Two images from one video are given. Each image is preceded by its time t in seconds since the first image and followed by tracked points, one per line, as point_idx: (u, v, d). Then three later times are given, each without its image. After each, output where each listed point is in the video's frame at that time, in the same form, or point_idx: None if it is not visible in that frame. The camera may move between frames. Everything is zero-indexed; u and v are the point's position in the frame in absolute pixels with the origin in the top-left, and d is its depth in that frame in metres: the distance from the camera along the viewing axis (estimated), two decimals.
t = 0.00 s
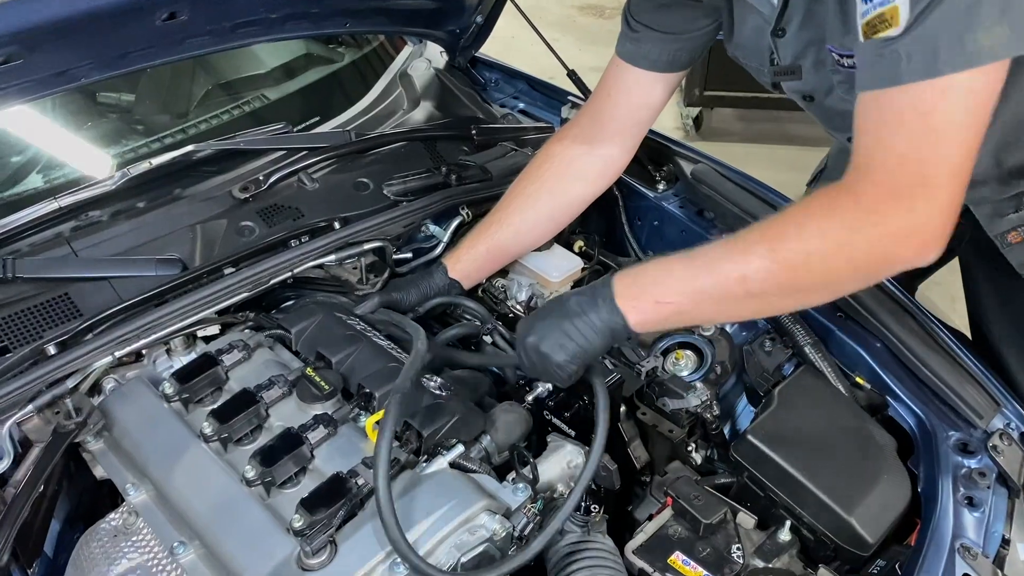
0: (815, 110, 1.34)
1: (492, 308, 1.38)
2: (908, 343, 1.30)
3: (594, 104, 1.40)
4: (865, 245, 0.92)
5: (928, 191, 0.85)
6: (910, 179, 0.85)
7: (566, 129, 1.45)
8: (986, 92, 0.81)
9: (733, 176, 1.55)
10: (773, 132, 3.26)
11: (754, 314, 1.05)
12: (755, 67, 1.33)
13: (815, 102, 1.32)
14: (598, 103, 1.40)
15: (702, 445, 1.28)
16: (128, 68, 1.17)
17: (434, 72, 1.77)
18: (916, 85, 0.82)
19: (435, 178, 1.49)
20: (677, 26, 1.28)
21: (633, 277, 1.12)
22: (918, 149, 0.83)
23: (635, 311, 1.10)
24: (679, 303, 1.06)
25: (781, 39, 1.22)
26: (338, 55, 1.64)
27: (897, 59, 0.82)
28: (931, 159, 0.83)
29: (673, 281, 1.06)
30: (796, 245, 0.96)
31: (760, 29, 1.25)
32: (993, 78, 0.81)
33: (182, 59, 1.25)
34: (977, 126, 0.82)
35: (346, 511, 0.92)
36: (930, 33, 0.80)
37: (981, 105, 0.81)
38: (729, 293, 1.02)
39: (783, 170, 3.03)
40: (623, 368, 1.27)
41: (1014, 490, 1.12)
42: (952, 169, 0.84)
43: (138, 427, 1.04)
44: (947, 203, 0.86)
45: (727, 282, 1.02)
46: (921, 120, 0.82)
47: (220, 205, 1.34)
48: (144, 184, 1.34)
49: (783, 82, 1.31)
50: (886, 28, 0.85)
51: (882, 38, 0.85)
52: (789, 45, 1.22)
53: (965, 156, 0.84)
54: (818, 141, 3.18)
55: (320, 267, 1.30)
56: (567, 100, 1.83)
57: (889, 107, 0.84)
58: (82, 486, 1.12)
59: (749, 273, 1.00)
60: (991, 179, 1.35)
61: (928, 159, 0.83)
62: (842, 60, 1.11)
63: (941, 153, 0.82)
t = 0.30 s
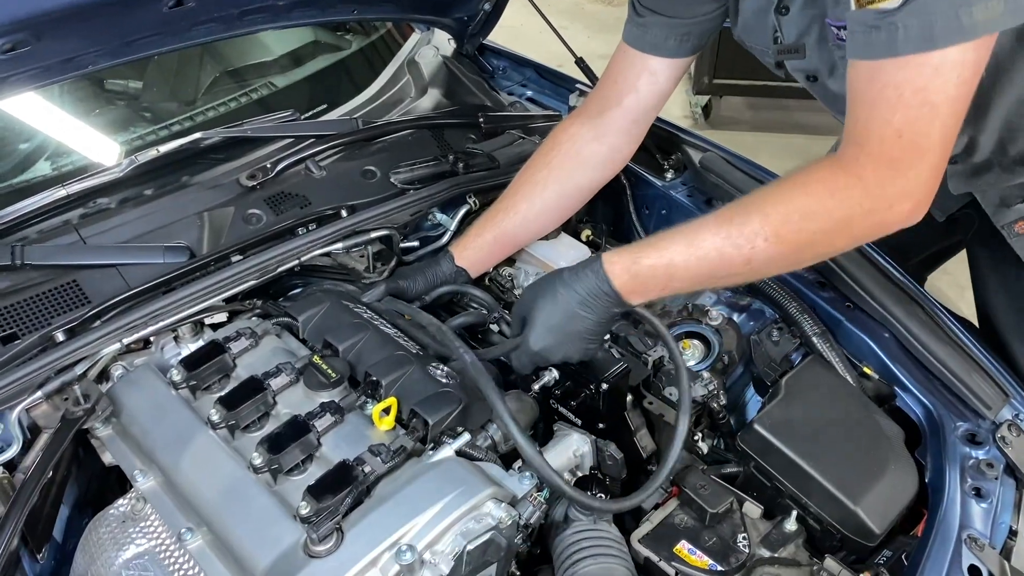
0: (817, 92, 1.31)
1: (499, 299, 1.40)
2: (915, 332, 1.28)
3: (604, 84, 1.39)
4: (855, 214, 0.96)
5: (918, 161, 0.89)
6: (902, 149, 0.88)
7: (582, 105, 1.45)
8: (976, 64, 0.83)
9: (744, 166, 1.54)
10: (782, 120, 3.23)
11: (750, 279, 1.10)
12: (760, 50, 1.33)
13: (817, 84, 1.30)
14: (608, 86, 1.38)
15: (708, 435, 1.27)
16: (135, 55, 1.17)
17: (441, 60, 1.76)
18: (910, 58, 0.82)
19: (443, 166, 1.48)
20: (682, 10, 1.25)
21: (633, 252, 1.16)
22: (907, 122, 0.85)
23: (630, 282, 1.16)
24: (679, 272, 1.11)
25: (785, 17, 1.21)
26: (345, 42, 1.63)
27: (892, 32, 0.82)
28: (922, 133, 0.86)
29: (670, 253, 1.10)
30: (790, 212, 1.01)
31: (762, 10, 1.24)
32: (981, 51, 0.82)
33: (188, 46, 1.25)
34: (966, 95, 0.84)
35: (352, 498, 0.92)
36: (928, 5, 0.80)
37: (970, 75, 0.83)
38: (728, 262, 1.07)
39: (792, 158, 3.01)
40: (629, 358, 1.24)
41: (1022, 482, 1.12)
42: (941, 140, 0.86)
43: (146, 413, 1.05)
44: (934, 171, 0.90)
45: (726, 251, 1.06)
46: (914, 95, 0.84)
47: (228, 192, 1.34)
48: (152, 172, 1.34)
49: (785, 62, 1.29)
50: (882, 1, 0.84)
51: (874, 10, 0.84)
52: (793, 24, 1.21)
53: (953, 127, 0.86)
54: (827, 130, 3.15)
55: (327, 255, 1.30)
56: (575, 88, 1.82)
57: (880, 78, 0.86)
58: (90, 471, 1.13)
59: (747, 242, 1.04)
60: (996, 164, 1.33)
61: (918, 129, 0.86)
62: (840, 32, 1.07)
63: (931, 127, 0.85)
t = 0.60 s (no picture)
0: (827, 80, 1.32)
1: (505, 289, 1.40)
2: (922, 324, 1.28)
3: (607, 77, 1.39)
4: (860, 203, 0.96)
5: (913, 148, 0.89)
6: (896, 140, 0.88)
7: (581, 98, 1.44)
8: (965, 57, 0.83)
9: (751, 157, 1.53)
10: (791, 112, 3.21)
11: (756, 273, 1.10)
12: (767, 37, 1.33)
13: (825, 72, 1.30)
14: (612, 79, 1.38)
15: (714, 426, 1.28)
16: (144, 45, 1.17)
17: (449, 50, 1.76)
18: (904, 52, 0.83)
19: (450, 157, 1.48)
20: None
21: (640, 264, 1.15)
22: (902, 114, 0.86)
23: (643, 294, 1.14)
24: (690, 279, 1.10)
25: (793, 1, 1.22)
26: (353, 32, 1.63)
27: (888, 26, 0.83)
28: (914, 123, 0.86)
29: (678, 260, 1.09)
30: (794, 208, 1.00)
31: None
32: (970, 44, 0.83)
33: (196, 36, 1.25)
34: (954, 86, 0.85)
35: (360, 488, 0.93)
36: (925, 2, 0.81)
37: (958, 68, 0.84)
38: (738, 263, 1.06)
39: (800, 150, 3.00)
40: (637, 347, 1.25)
41: None
42: (934, 128, 0.87)
43: (154, 402, 1.06)
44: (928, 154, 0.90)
45: (735, 254, 1.05)
46: (907, 88, 0.84)
47: (236, 182, 1.35)
48: (161, 161, 1.34)
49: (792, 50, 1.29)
50: None
51: (874, 4, 0.84)
52: (801, 9, 1.22)
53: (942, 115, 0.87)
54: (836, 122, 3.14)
55: (335, 246, 1.30)
56: (583, 79, 1.82)
57: (872, 72, 0.86)
58: (100, 459, 1.14)
59: (755, 243, 1.03)
60: (1006, 156, 1.33)
61: (911, 122, 0.86)
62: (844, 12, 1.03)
63: (924, 116, 0.85)
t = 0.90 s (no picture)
0: (828, 73, 1.32)
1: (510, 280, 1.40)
2: (930, 320, 1.28)
3: (619, 73, 1.37)
4: (874, 205, 0.97)
5: (926, 153, 0.89)
6: (909, 146, 0.88)
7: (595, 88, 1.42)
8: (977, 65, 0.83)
9: (758, 149, 1.53)
10: (798, 104, 3.20)
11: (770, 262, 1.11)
12: (771, 31, 1.33)
13: (829, 65, 1.30)
14: (619, 71, 1.37)
15: (719, 419, 1.28)
16: (151, 36, 1.17)
17: (455, 42, 1.75)
18: (917, 63, 0.83)
19: (456, 149, 1.49)
20: None
21: (656, 249, 1.16)
22: (914, 121, 0.85)
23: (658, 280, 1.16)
24: (706, 267, 1.11)
25: None
26: (359, 23, 1.63)
27: (902, 38, 0.83)
28: (928, 129, 0.86)
29: (695, 250, 1.11)
30: (808, 204, 1.00)
31: None
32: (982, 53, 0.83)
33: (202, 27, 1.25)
34: (966, 91, 0.85)
35: (365, 477, 0.93)
36: (938, 15, 0.81)
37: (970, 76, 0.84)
38: (753, 254, 1.08)
39: (806, 142, 2.98)
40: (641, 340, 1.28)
41: None
42: (946, 133, 0.87)
43: (161, 391, 1.06)
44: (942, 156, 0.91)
45: (751, 246, 1.07)
46: (920, 98, 0.84)
47: (243, 173, 1.35)
48: (167, 152, 1.35)
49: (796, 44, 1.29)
50: (894, 7, 0.83)
51: (886, 16, 0.84)
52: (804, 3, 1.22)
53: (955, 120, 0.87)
54: (843, 114, 3.12)
55: (341, 237, 1.31)
56: (589, 70, 1.82)
57: (884, 83, 0.86)
58: (108, 448, 1.15)
59: (771, 239, 1.05)
60: (1011, 151, 1.32)
61: (925, 128, 0.86)
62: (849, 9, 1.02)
63: (937, 122, 0.86)
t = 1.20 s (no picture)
0: (833, 66, 1.31)
1: (516, 273, 1.39)
2: (937, 315, 1.27)
3: (616, 73, 1.37)
4: (873, 215, 0.95)
5: (927, 159, 0.88)
6: (911, 150, 0.86)
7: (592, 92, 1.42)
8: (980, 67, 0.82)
9: (764, 142, 1.52)
10: (805, 96, 3.18)
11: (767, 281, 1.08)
12: (775, 24, 1.32)
13: (835, 59, 1.29)
14: (623, 62, 1.36)
15: (723, 411, 1.28)
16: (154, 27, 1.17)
17: (460, 33, 1.75)
18: (920, 62, 0.82)
19: (461, 141, 1.48)
20: None
21: (651, 274, 1.14)
22: (917, 124, 0.84)
23: (653, 305, 1.13)
24: (701, 288, 1.08)
25: None
26: (364, 14, 1.63)
27: (903, 34, 0.82)
28: (931, 133, 0.84)
29: (690, 269, 1.08)
30: (806, 217, 0.98)
31: None
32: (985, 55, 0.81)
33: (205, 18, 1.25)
34: (970, 93, 0.84)
35: (369, 469, 0.93)
36: (942, 12, 0.80)
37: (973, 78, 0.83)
38: (750, 272, 1.05)
39: (813, 135, 2.97)
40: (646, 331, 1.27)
41: None
42: (948, 137, 0.86)
43: (165, 382, 1.06)
44: (940, 163, 0.89)
45: (748, 265, 1.04)
46: (924, 99, 0.83)
47: (247, 164, 1.35)
48: (171, 143, 1.34)
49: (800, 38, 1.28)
50: (897, 3, 0.83)
51: (889, 13, 0.83)
52: None
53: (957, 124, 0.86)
54: (850, 106, 3.10)
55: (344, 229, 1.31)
56: (595, 62, 1.80)
57: (887, 83, 0.85)
58: (112, 439, 1.15)
59: (768, 254, 1.02)
60: (1018, 145, 1.31)
61: (927, 131, 0.84)
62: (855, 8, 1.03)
63: (940, 126, 0.84)
